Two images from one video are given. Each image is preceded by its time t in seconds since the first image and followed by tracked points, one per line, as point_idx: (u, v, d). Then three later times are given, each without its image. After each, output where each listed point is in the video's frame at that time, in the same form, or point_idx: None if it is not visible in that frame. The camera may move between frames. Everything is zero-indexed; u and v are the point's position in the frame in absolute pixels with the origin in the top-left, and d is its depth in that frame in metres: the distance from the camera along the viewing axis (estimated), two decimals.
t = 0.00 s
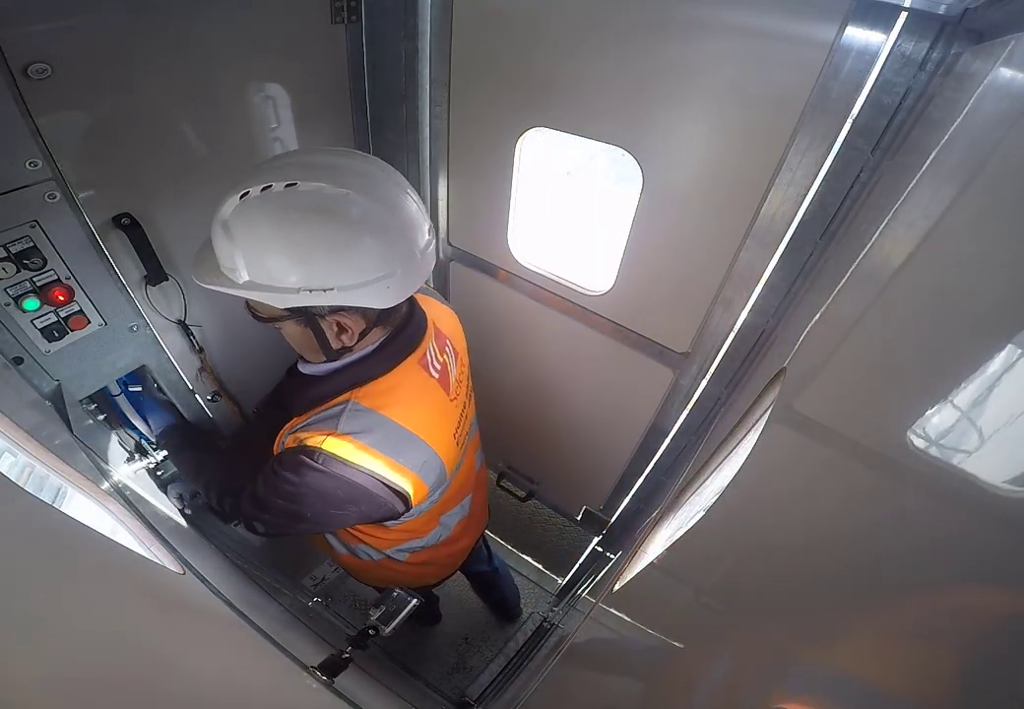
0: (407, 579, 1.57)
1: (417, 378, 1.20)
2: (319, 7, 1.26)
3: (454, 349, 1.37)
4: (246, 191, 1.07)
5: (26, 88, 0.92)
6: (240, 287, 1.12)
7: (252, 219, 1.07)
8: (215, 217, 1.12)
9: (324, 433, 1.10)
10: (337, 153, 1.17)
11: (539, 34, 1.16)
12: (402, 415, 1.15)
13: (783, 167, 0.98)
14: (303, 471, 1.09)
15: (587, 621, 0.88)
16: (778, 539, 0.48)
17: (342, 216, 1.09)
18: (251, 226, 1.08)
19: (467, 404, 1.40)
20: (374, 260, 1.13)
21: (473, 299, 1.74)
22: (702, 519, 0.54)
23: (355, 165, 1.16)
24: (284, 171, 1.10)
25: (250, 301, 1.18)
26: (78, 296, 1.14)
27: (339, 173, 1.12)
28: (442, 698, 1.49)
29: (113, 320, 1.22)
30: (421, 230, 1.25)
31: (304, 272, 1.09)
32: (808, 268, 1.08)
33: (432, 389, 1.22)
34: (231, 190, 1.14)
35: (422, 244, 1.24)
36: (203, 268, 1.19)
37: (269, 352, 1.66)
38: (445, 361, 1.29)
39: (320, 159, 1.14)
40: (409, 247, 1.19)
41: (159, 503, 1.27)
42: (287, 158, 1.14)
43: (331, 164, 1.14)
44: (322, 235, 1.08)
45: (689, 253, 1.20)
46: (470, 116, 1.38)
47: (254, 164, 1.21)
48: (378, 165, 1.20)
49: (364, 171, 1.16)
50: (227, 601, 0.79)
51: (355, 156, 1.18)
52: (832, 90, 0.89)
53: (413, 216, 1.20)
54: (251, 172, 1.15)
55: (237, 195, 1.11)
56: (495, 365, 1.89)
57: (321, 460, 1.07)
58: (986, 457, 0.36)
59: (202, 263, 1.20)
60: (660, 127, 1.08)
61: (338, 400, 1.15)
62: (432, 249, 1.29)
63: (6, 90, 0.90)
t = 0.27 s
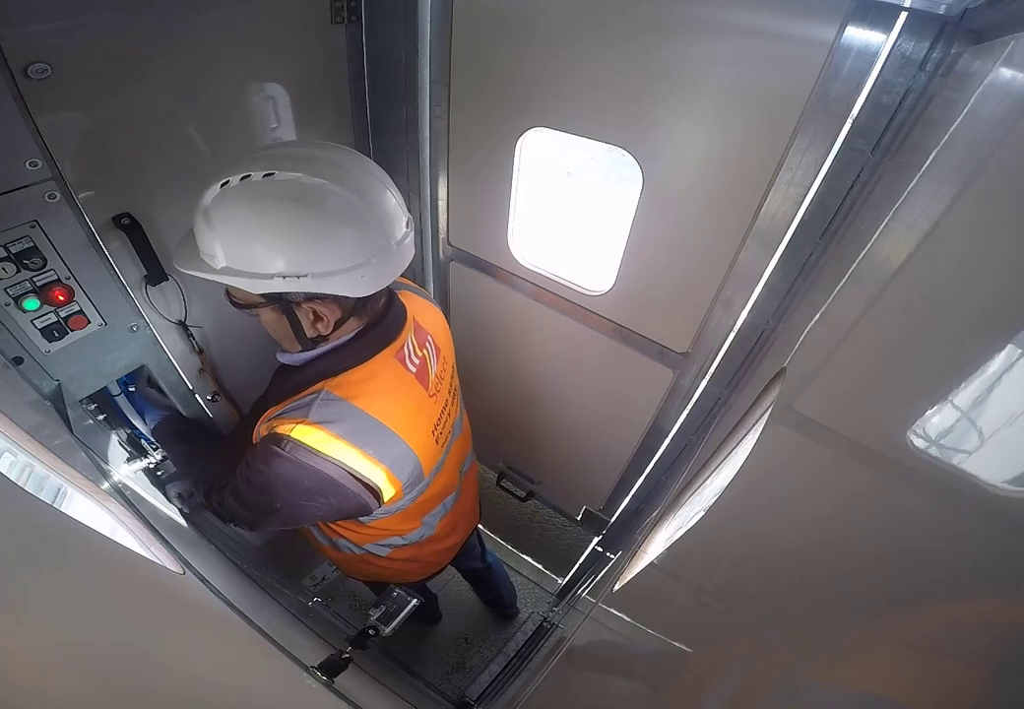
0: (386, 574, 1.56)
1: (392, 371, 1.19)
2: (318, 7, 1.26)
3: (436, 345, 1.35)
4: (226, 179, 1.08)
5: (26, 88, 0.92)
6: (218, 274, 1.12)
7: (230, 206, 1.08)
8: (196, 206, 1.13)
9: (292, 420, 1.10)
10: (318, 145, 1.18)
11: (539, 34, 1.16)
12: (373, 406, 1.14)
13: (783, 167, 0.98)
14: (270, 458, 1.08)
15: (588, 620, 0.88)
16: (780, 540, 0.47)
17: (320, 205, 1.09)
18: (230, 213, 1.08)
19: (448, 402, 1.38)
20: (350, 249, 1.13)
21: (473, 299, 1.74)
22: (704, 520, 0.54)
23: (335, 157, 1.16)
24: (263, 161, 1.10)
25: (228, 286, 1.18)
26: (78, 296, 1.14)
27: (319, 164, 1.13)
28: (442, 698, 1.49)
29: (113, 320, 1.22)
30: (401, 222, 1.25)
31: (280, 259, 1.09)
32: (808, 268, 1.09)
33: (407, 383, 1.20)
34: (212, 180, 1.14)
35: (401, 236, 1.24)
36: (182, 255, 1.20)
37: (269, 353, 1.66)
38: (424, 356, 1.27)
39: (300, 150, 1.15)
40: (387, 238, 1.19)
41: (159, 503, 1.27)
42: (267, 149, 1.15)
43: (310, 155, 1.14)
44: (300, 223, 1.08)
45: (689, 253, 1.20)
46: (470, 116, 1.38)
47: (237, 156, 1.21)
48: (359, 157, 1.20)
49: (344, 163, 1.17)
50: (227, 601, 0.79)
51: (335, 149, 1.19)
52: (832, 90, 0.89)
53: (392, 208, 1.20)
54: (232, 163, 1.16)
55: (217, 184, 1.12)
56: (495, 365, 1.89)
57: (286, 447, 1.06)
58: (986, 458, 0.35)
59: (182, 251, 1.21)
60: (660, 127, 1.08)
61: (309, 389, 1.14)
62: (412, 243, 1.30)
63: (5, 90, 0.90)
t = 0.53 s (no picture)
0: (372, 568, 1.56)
1: (379, 368, 1.18)
2: (318, 7, 1.26)
3: (430, 345, 1.33)
4: (225, 166, 1.08)
5: (26, 88, 0.92)
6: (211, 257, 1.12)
7: (227, 192, 1.08)
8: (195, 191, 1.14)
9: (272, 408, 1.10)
10: (318, 138, 1.18)
11: (539, 34, 1.16)
12: (354, 401, 1.14)
13: (783, 167, 0.98)
14: (246, 444, 1.09)
15: (588, 620, 0.88)
16: (782, 541, 0.47)
17: (316, 195, 1.10)
18: (226, 199, 1.08)
19: (442, 402, 1.37)
20: (344, 240, 1.13)
21: (473, 299, 1.74)
22: (705, 520, 0.54)
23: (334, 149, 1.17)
24: (263, 150, 1.11)
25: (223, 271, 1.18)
26: (78, 296, 1.14)
27: (318, 155, 1.13)
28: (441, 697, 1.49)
29: (113, 320, 1.22)
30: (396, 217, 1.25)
31: (273, 246, 1.09)
32: (808, 267, 1.09)
33: (394, 381, 1.20)
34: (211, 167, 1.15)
35: (395, 230, 1.24)
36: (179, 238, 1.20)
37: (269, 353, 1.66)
38: (416, 355, 1.26)
39: (300, 142, 1.15)
40: (381, 232, 1.19)
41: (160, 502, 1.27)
42: (267, 139, 1.15)
43: (310, 147, 1.15)
44: (294, 211, 1.08)
45: (689, 253, 1.20)
46: (470, 116, 1.38)
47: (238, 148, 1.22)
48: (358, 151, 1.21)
49: (343, 156, 1.17)
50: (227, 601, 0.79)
51: (335, 142, 1.19)
52: (832, 90, 0.89)
53: (388, 202, 1.21)
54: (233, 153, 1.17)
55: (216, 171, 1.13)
56: (495, 365, 1.89)
57: (262, 434, 1.07)
58: (986, 458, 0.35)
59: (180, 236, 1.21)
60: (660, 127, 1.08)
61: (294, 379, 1.15)
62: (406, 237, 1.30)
63: (6, 90, 0.90)
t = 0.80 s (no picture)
0: (390, 569, 1.56)
1: (401, 370, 1.18)
2: (318, 7, 1.26)
3: (452, 346, 1.33)
4: (252, 170, 1.09)
5: (26, 88, 0.92)
6: (239, 261, 1.13)
7: (254, 196, 1.09)
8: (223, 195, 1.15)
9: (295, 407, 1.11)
10: (343, 140, 1.18)
11: (539, 33, 1.16)
12: (377, 402, 1.14)
13: (783, 167, 0.98)
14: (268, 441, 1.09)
15: (588, 620, 0.88)
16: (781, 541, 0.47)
17: (341, 197, 1.10)
18: (254, 202, 1.09)
19: (462, 404, 1.37)
20: (369, 242, 1.12)
21: (473, 299, 1.74)
22: (705, 520, 0.54)
23: (359, 152, 1.17)
24: (289, 154, 1.11)
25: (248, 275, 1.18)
26: (78, 296, 1.14)
27: (343, 158, 1.13)
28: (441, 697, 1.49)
29: (113, 320, 1.22)
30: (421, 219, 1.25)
31: (300, 249, 1.09)
32: (808, 268, 1.08)
33: (416, 383, 1.20)
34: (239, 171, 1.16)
35: (420, 232, 1.23)
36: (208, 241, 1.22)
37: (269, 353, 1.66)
38: (438, 358, 1.25)
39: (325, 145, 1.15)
40: (406, 234, 1.18)
41: (161, 502, 1.27)
42: (293, 143, 1.16)
43: (335, 149, 1.15)
44: (320, 215, 1.09)
45: (689, 253, 1.20)
46: (470, 116, 1.38)
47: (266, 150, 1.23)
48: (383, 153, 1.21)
49: (367, 159, 1.17)
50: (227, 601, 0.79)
51: (360, 144, 1.19)
52: (832, 90, 0.89)
53: (412, 204, 1.20)
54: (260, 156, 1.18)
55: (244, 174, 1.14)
56: (495, 365, 1.89)
57: (286, 432, 1.07)
58: (986, 458, 0.35)
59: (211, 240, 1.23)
60: (660, 128, 1.08)
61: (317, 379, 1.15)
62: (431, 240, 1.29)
63: (6, 90, 0.90)
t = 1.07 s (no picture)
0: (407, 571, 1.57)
1: (421, 372, 1.19)
2: (318, 7, 1.26)
3: (468, 346, 1.34)
4: (277, 179, 1.09)
5: (26, 88, 0.92)
6: (265, 271, 1.13)
7: (281, 205, 1.08)
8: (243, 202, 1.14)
9: (320, 415, 1.12)
10: (362, 145, 1.18)
11: (539, 33, 1.16)
12: (400, 406, 1.15)
13: (783, 167, 0.98)
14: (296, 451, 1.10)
15: (588, 619, 0.89)
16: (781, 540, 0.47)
17: (369, 206, 1.10)
18: (280, 212, 1.09)
19: (479, 404, 1.37)
20: (396, 250, 1.13)
21: (474, 299, 1.74)
22: (704, 519, 0.54)
23: (380, 158, 1.16)
24: (312, 161, 1.11)
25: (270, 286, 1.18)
26: (78, 296, 1.14)
27: (366, 165, 1.13)
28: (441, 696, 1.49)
29: (113, 320, 1.22)
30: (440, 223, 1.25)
31: (327, 258, 1.10)
32: (808, 267, 1.08)
33: (435, 384, 1.20)
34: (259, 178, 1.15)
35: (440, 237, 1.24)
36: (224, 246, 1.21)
37: (269, 353, 1.66)
38: (455, 358, 1.26)
39: (346, 151, 1.15)
40: (428, 239, 1.19)
41: (161, 502, 1.27)
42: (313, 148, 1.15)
43: (356, 156, 1.14)
44: (348, 224, 1.09)
45: (689, 253, 1.20)
46: (470, 116, 1.38)
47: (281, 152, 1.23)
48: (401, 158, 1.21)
49: (388, 164, 1.17)
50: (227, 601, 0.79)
51: (379, 150, 1.19)
52: (832, 90, 0.89)
53: (433, 209, 1.21)
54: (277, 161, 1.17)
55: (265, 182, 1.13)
56: (496, 365, 1.88)
57: (313, 441, 1.08)
58: (986, 458, 0.35)
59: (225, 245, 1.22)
60: (660, 128, 1.08)
61: (339, 384, 1.16)
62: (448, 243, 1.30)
63: (6, 90, 0.90)
